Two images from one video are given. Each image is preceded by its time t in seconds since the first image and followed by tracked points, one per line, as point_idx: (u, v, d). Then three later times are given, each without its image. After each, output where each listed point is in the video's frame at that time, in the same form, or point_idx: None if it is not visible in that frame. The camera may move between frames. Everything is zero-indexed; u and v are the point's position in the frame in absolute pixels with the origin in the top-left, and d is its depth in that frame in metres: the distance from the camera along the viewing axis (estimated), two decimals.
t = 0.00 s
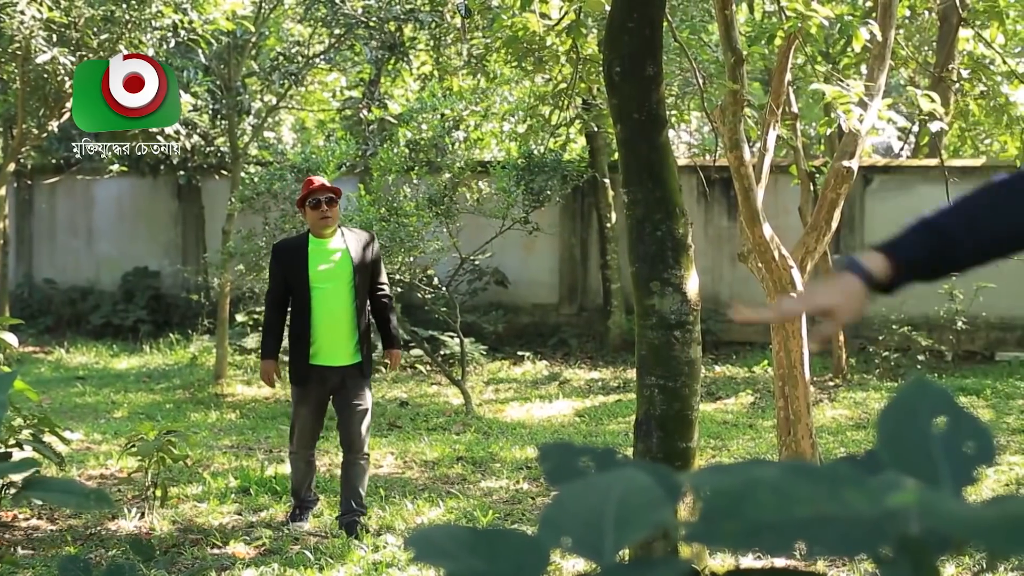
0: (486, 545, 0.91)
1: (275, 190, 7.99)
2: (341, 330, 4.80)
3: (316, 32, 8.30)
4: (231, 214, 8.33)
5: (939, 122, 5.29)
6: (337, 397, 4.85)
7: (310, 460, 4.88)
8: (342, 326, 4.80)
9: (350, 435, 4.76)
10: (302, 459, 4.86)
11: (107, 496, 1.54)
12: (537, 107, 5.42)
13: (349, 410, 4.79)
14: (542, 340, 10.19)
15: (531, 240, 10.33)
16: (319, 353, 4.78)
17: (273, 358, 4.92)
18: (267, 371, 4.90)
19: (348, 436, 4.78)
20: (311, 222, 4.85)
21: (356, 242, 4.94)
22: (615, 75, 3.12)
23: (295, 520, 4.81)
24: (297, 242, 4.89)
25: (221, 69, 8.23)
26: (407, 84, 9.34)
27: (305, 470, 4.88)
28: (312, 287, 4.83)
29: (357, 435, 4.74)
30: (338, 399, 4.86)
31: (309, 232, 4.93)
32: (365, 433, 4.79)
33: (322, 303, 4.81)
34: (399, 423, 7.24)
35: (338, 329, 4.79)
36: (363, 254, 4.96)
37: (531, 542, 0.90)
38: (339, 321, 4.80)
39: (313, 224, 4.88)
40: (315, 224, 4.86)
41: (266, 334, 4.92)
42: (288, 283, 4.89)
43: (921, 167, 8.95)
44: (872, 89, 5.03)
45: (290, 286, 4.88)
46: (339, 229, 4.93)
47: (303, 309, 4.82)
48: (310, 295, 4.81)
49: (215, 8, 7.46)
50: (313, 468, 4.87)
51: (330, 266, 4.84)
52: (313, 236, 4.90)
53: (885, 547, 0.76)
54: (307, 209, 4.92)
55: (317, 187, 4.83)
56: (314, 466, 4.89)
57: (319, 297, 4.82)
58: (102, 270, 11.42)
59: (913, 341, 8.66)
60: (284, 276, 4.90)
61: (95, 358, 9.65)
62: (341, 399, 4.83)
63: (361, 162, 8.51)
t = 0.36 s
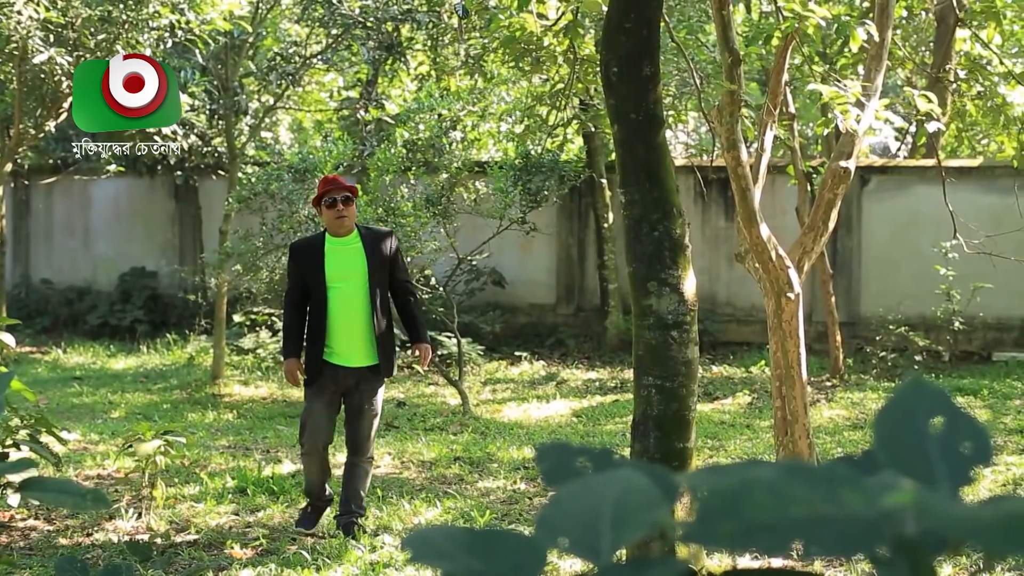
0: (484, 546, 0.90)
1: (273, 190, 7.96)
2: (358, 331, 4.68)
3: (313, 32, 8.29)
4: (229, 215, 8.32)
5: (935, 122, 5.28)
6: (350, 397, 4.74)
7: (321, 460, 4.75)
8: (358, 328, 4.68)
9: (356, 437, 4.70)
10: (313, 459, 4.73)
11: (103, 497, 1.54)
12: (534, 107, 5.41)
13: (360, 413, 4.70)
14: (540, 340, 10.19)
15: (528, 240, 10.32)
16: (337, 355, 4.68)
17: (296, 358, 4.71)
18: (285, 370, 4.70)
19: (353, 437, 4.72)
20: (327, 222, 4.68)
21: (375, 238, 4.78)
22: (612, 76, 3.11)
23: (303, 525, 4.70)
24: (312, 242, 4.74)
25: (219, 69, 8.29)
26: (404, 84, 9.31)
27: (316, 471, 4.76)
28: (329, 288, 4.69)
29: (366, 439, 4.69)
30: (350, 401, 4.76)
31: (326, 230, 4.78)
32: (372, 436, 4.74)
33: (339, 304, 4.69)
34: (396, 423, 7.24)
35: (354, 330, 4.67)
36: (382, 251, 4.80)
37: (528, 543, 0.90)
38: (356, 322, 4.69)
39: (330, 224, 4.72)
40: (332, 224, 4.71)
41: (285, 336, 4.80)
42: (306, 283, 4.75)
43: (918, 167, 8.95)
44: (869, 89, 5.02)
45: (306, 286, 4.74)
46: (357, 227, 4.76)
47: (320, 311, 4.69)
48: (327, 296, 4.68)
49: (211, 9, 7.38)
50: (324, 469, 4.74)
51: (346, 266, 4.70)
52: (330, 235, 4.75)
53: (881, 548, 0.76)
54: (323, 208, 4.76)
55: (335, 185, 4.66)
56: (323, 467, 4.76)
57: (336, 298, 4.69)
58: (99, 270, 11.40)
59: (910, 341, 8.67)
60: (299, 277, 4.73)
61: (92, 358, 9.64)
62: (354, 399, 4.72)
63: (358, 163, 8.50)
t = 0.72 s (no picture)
0: (478, 545, 0.90)
1: (267, 190, 7.94)
2: (363, 335, 4.55)
3: (309, 33, 8.28)
4: (223, 215, 8.30)
5: (930, 122, 5.29)
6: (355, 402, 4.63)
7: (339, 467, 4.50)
8: (363, 331, 4.56)
9: (357, 443, 4.69)
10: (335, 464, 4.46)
11: (97, 497, 1.53)
12: (529, 107, 5.40)
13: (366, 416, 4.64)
14: (534, 340, 10.18)
15: (522, 241, 10.33)
16: (341, 359, 4.52)
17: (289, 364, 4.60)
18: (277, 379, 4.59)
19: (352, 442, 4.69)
20: (331, 222, 4.54)
21: (379, 241, 4.69)
22: (607, 76, 3.11)
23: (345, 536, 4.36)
24: (315, 242, 4.59)
25: (214, 69, 8.29)
26: (399, 84, 9.30)
27: (336, 477, 4.46)
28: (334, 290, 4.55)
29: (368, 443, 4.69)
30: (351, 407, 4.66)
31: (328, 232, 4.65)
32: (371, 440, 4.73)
33: (344, 307, 4.55)
34: (391, 423, 7.24)
35: (360, 334, 4.54)
36: (386, 255, 4.71)
37: (523, 542, 0.89)
38: (361, 325, 4.56)
39: (333, 225, 4.59)
40: (336, 224, 4.57)
41: (282, 341, 4.60)
42: (308, 285, 4.58)
43: (913, 167, 8.97)
44: (864, 89, 5.02)
45: (309, 288, 4.57)
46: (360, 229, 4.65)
47: (324, 313, 4.54)
48: (332, 298, 4.54)
49: (207, 9, 7.37)
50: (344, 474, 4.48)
51: (351, 268, 4.58)
52: (333, 237, 4.61)
53: (876, 548, 0.76)
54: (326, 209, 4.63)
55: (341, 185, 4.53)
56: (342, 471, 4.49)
57: (341, 301, 4.55)
58: (94, 270, 11.38)
59: (905, 341, 8.68)
60: (301, 278, 4.56)
61: (87, 358, 9.62)
62: (359, 404, 4.64)
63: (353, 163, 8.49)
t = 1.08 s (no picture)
0: (472, 546, 0.90)
1: (262, 191, 7.91)
2: (366, 340, 4.52)
3: (302, 33, 8.26)
4: (217, 215, 8.28)
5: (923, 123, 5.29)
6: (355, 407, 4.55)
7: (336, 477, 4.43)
8: (364, 334, 4.51)
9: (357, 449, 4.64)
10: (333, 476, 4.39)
11: (89, 497, 1.52)
12: (522, 108, 5.40)
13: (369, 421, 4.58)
14: (528, 341, 10.18)
15: (516, 241, 10.32)
16: (344, 365, 4.46)
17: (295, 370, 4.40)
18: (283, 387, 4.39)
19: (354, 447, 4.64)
20: (328, 223, 4.47)
21: (375, 244, 4.66)
22: (601, 76, 3.11)
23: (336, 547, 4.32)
24: (314, 245, 4.51)
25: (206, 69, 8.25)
26: (393, 85, 9.27)
27: (332, 488, 4.40)
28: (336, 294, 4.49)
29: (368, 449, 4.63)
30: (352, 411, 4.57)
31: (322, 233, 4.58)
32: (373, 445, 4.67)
33: (346, 312, 4.50)
34: (385, 423, 7.23)
35: (363, 337, 4.50)
36: (381, 257, 4.68)
37: (517, 543, 0.89)
38: (364, 330, 4.52)
39: (331, 226, 4.51)
40: (333, 225, 4.50)
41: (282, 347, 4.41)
42: (307, 290, 4.49)
43: (907, 167, 8.99)
44: (857, 90, 5.02)
45: (309, 292, 4.48)
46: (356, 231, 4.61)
47: (327, 318, 4.47)
48: (335, 303, 4.47)
49: (200, 9, 7.50)
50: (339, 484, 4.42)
51: (352, 272, 4.53)
52: (330, 238, 4.55)
53: (868, 548, 0.76)
54: (322, 210, 4.54)
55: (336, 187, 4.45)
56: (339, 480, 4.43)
57: (343, 304, 4.50)
58: (87, 271, 11.35)
59: (898, 341, 8.70)
60: (300, 280, 4.47)
61: (80, 359, 9.59)
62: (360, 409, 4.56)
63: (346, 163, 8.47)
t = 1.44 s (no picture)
0: (464, 546, 0.89)
1: (255, 190, 7.89)
2: (366, 339, 4.50)
3: (295, 33, 8.25)
4: (210, 215, 8.25)
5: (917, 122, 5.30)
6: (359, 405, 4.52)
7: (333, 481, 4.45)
8: (363, 333, 4.49)
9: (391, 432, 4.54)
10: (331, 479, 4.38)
11: (82, 497, 1.51)
12: (516, 107, 5.39)
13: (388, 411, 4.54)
14: (521, 341, 10.18)
15: (509, 241, 10.32)
16: (345, 363, 4.42)
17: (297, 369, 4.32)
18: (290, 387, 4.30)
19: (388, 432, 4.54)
20: (328, 221, 4.46)
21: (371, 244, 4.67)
22: (594, 76, 3.11)
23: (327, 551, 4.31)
24: (313, 243, 4.49)
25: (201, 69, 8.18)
26: (386, 84, 9.26)
27: (330, 491, 4.40)
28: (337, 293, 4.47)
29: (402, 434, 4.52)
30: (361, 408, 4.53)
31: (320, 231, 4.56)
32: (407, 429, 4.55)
33: (346, 311, 4.48)
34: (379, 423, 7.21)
35: (362, 336, 4.48)
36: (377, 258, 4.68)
37: (510, 544, 0.89)
38: (364, 330, 4.50)
39: (330, 224, 4.50)
40: (332, 223, 4.49)
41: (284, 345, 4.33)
42: (307, 287, 4.45)
43: (899, 167, 9.01)
44: (851, 90, 5.03)
45: (310, 290, 4.44)
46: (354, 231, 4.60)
47: (328, 316, 4.44)
48: (336, 301, 4.45)
49: (194, 9, 7.25)
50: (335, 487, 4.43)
51: (352, 270, 4.52)
52: (328, 236, 4.54)
53: (862, 548, 0.76)
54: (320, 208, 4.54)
55: (338, 184, 4.44)
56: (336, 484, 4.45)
57: (344, 303, 4.48)
58: (80, 271, 11.32)
59: (891, 341, 8.72)
60: (301, 277, 4.43)
61: (73, 359, 9.56)
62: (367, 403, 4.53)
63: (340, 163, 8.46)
